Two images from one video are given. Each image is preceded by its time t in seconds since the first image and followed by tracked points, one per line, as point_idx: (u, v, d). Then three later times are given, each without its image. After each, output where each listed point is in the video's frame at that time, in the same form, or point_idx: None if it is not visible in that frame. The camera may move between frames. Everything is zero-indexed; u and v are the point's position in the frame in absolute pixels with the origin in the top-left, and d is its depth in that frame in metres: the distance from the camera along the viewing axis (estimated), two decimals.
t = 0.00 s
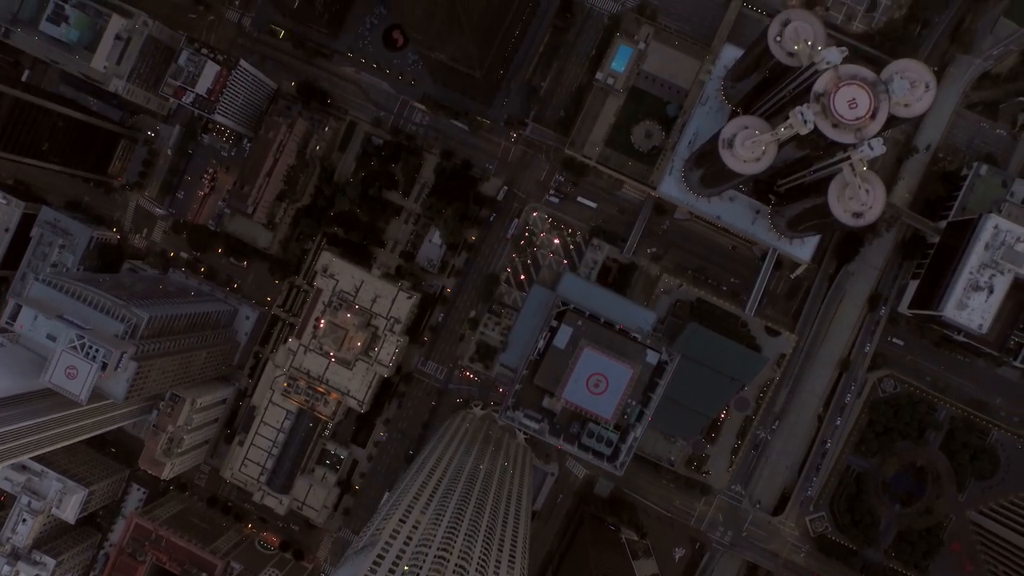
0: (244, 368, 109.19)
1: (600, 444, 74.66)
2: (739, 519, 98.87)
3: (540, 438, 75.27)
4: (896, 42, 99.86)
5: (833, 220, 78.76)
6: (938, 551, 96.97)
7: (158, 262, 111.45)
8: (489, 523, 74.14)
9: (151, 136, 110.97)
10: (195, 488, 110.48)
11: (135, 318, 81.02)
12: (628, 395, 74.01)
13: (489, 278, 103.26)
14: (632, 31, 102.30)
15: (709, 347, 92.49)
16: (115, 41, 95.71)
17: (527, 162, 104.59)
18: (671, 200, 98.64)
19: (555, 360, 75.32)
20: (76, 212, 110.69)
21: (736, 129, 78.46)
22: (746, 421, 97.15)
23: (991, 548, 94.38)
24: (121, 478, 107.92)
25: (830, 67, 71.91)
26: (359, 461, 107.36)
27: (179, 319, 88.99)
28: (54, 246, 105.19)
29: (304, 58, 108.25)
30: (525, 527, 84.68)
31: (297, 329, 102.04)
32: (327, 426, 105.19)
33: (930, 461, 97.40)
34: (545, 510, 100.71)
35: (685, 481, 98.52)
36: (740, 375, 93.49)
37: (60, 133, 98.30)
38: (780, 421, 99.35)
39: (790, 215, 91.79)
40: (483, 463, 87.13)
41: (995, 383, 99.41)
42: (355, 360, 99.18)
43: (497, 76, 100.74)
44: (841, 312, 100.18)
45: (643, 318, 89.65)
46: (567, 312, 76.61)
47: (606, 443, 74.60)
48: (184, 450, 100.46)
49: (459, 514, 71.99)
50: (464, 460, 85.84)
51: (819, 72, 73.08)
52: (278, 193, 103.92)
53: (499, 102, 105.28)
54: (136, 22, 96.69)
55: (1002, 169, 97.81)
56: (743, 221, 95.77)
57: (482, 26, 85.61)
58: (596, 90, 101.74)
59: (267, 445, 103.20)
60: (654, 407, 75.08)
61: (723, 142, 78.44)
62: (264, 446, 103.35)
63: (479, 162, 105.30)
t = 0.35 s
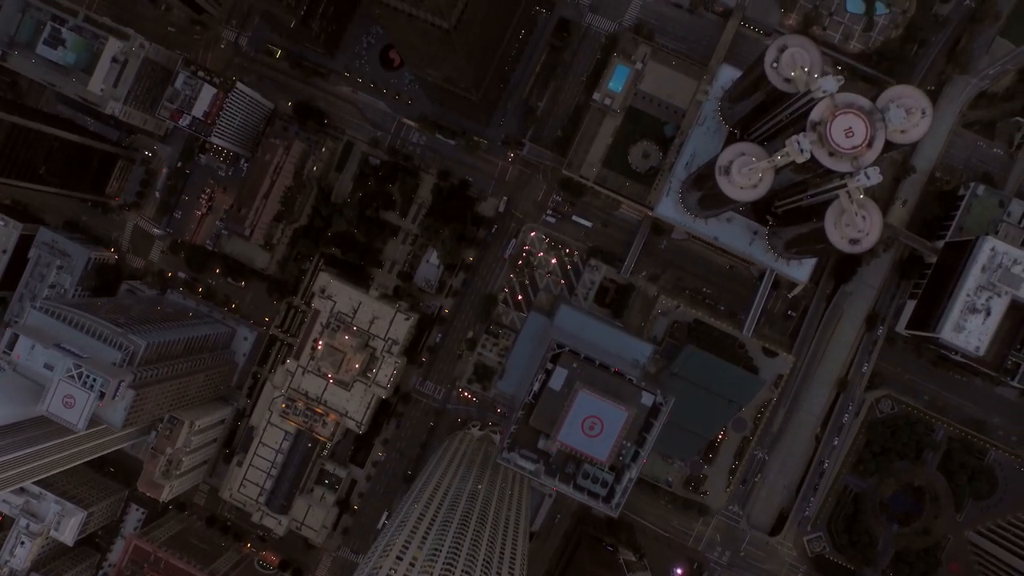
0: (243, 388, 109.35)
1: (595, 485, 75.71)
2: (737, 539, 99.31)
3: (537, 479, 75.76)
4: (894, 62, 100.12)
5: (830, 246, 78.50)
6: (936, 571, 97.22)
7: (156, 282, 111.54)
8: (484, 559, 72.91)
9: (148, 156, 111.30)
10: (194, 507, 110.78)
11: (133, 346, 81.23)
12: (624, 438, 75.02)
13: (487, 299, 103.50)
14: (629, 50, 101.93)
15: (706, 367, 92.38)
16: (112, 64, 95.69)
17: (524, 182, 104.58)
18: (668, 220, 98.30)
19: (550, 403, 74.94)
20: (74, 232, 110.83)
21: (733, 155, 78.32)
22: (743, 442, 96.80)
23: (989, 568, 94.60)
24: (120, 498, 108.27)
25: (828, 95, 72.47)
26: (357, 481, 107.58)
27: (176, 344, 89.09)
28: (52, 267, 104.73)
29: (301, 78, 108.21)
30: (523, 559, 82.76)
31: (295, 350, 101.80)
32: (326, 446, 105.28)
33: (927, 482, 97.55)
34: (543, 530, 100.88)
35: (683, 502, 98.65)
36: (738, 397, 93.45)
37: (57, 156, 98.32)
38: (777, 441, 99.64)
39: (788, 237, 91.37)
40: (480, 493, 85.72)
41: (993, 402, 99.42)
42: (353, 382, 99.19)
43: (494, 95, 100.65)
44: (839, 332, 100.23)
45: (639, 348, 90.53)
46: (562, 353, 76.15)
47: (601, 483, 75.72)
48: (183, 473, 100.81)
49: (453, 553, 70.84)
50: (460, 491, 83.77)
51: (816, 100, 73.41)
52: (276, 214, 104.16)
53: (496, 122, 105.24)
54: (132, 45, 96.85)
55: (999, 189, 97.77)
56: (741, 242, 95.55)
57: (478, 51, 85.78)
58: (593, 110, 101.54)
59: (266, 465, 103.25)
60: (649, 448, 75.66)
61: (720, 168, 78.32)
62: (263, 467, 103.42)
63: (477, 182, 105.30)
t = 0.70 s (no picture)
0: (241, 409, 109.40)
1: (590, 525, 76.83)
2: (734, 560, 99.78)
3: (533, 520, 76.56)
4: (890, 82, 99.86)
5: (827, 273, 78.26)
6: None
7: (154, 303, 111.58)
8: None
9: (145, 176, 111.26)
10: (193, 527, 110.91)
11: (130, 374, 81.40)
12: (619, 480, 75.84)
13: (484, 320, 103.73)
14: (626, 71, 101.66)
15: (704, 391, 92.61)
16: (109, 87, 95.44)
17: (521, 203, 104.65)
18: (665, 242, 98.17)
19: (545, 446, 76.37)
20: (71, 253, 110.76)
21: (729, 184, 78.24)
22: (741, 463, 96.48)
23: None
24: (119, 519, 108.28)
25: (824, 124, 72.06)
26: (356, 501, 107.64)
27: (173, 370, 89.19)
28: (50, 289, 104.24)
29: (298, 98, 108.02)
30: None
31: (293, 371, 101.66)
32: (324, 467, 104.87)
33: (924, 502, 97.75)
34: (541, 551, 101.08)
35: (681, 524, 98.85)
36: (735, 420, 93.43)
37: (53, 179, 98.35)
38: (774, 462, 100.08)
39: (785, 259, 91.44)
40: (475, 524, 84.99)
41: (991, 422, 99.46)
42: (351, 404, 99.08)
43: (491, 117, 100.57)
44: (836, 353, 100.39)
45: (634, 382, 93.64)
46: (557, 396, 77.89)
47: (596, 524, 76.91)
48: (181, 495, 100.72)
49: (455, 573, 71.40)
50: (459, 520, 83.43)
51: (812, 129, 73.24)
52: (273, 236, 104.38)
53: (493, 142, 105.30)
54: (129, 68, 96.58)
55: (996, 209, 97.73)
56: (737, 264, 95.64)
57: (473, 78, 85.86)
58: (590, 131, 101.51)
59: (265, 487, 103.26)
60: (645, 488, 76.28)
61: (716, 196, 78.15)
62: (261, 489, 103.38)
63: (474, 203, 105.37)
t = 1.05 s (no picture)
0: (240, 429, 109.50)
1: (586, 565, 78.45)
2: None
3: (529, 560, 78.40)
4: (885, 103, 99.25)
5: (824, 300, 78.06)
6: None
7: (152, 323, 111.53)
8: None
9: (142, 197, 111.23)
10: (192, 548, 110.92)
11: (127, 404, 81.36)
12: (615, 522, 77.36)
13: (482, 341, 103.81)
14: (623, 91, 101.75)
15: (702, 414, 92.81)
16: (106, 111, 95.16)
17: (519, 223, 104.70)
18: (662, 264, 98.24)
19: (541, 488, 77.52)
20: (69, 274, 110.68)
21: (726, 211, 78.34)
22: (738, 484, 96.89)
23: None
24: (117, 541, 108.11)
25: (820, 153, 71.87)
26: (354, 522, 107.74)
27: (171, 396, 89.11)
28: (48, 311, 104.09)
29: (294, 118, 107.93)
30: None
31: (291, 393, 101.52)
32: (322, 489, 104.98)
33: (922, 522, 97.97)
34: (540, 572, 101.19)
35: (679, 544, 99.04)
36: (733, 442, 93.36)
37: (50, 203, 98.17)
38: (772, 482, 100.39)
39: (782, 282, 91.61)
40: (473, 550, 84.58)
41: (988, 442, 99.56)
42: (349, 426, 98.46)
43: (487, 138, 100.59)
44: (834, 373, 100.49)
45: (630, 415, 93.22)
46: (553, 439, 78.97)
47: (592, 564, 78.44)
48: (179, 518, 100.37)
49: None
50: (458, 544, 84.03)
51: (808, 158, 73.12)
52: (271, 257, 104.41)
53: (490, 163, 105.28)
54: (126, 91, 96.10)
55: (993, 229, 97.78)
56: (734, 285, 95.66)
57: (469, 104, 86.01)
58: (587, 152, 101.55)
59: (263, 508, 103.09)
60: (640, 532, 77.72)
61: (712, 224, 78.42)
62: (260, 510, 103.23)
63: (471, 224, 105.40)
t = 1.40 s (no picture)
0: (239, 451, 109.59)
1: None
2: None
3: None
4: (884, 124, 99.45)
5: (822, 331, 78.94)
6: None
7: (151, 346, 111.67)
8: None
9: (140, 220, 111.10)
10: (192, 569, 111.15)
11: (125, 434, 81.52)
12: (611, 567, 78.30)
13: (480, 364, 103.99)
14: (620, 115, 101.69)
15: (701, 439, 92.81)
16: (103, 136, 94.92)
17: (516, 246, 104.73)
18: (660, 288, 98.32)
19: (536, 535, 78.17)
20: (68, 296, 110.79)
21: (724, 242, 78.46)
22: (736, 507, 97.42)
23: None
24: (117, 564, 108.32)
25: (818, 186, 72.41)
26: (353, 543, 108.05)
27: (169, 424, 89.21)
28: (46, 335, 103.91)
29: (292, 141, 107.93)
30: None
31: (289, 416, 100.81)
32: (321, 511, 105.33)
33: (920, 546, 97.97)
34: None
35: (677, 567, 99.24)
36: (731, 466, 93.41)
37: (47, 228, 98.07)
38: (770, 506, 100.62)
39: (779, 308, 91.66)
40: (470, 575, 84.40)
41: (985, 466, 99.63)
42: (348, 450, 98.42)
43: (485, 162, 100.60)
44: (831, 396, 100.63)
45: (627, 450, 94.02)
46: (547, 486, 78.92)
47: None
48: (176, 542, 99.99)
49: None
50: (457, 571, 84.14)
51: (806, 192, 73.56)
52: (269, 281, 104.50)
53: (487, 186, 105.31)
54: (123, 117, 95.89)
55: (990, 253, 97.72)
56: (732, 310, 95.40)
57: (465, 132, 86.12)
58: (584, 176, 101.61)
59: (263, 531, 101.76)
60: None
61: (710, 255, 78.45)
62: (260, 533, 101.92)
63: (469, 246, 105.41)
